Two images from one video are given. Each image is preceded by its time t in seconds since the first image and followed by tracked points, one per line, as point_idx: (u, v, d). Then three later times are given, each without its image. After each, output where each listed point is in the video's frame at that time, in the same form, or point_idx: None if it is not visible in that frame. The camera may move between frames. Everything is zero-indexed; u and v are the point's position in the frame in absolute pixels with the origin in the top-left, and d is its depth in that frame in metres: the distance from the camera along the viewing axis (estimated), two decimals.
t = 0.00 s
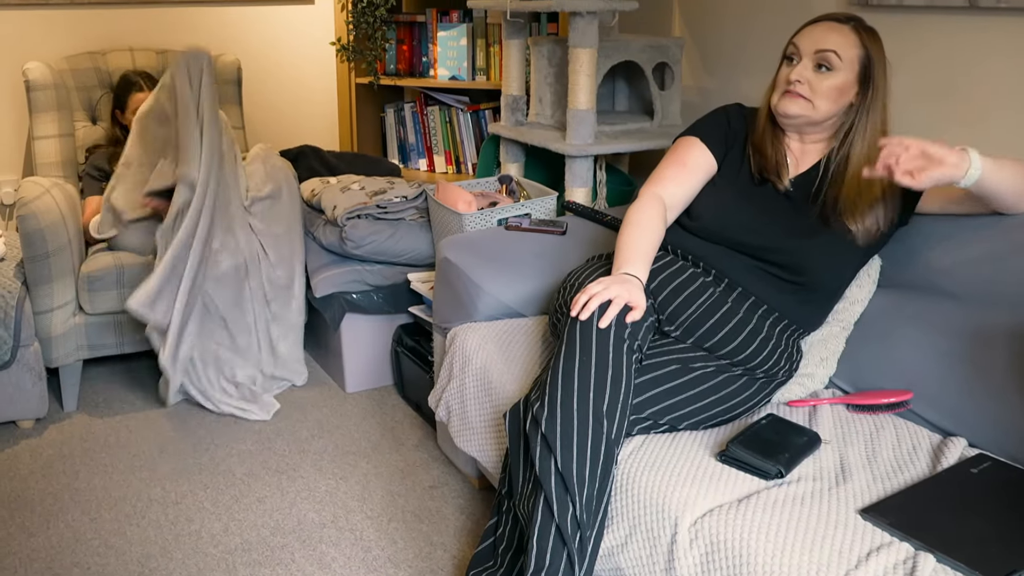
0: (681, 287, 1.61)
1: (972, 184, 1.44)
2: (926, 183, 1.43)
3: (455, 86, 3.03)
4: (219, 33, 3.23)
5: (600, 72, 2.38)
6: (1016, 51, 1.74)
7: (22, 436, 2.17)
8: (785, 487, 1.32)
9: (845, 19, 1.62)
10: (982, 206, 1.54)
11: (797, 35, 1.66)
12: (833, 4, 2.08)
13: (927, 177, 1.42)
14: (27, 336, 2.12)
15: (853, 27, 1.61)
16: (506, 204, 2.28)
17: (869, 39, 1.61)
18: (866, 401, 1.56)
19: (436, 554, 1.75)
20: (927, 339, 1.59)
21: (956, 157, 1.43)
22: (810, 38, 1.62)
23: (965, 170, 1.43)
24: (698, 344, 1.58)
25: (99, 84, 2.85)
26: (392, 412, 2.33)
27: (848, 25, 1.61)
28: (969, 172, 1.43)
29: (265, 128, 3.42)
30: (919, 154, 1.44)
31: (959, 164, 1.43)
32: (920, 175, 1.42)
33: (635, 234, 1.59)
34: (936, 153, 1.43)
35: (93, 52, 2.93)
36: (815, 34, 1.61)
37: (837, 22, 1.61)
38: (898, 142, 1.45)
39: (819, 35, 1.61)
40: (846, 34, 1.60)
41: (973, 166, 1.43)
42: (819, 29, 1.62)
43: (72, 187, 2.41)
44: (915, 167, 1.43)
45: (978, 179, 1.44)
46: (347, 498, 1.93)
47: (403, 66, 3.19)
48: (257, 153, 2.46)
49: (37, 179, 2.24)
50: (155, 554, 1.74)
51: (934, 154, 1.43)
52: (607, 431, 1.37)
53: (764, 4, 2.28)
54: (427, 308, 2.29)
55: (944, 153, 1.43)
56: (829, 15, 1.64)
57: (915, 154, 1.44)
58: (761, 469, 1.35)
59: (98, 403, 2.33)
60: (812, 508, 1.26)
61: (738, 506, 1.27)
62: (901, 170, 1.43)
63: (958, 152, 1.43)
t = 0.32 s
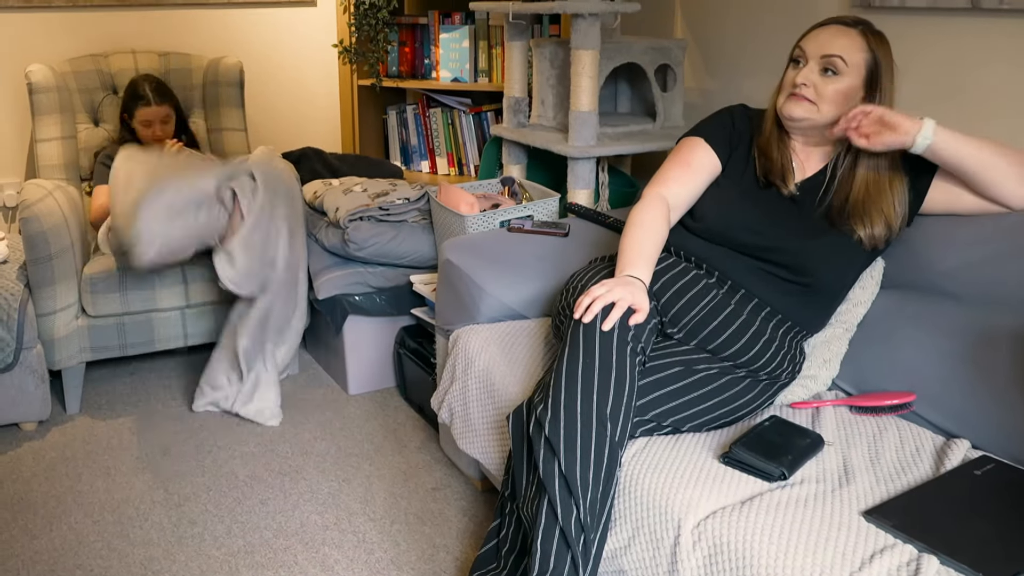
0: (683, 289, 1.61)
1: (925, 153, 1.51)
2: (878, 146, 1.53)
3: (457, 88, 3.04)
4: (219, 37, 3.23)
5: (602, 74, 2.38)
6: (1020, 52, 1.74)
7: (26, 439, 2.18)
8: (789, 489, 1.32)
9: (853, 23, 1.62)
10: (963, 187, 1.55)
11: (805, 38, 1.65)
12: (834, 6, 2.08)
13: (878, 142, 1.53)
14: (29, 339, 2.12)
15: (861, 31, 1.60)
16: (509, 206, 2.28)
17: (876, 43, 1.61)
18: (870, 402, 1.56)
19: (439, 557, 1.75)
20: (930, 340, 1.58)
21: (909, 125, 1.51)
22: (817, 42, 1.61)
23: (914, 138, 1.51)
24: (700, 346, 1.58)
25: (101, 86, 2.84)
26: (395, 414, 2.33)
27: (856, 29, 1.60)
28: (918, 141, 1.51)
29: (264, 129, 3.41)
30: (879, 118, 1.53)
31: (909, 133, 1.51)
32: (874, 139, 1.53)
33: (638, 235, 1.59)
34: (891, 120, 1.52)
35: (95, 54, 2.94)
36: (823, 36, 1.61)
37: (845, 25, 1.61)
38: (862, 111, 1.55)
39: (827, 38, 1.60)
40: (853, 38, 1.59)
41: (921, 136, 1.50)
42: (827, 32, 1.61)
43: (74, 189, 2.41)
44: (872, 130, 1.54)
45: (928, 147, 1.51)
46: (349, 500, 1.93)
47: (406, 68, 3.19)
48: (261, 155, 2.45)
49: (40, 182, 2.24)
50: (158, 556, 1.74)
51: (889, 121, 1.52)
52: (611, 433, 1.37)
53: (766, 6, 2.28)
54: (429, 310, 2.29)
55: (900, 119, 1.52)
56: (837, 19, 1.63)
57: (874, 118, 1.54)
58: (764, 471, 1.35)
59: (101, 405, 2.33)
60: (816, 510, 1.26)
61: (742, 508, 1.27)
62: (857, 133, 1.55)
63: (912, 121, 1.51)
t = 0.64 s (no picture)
0: (686, 290, 1.61)
1: (925, 149, 1.53)
2: (884, 142, 1.57)
3: (460, 88, 3.04)
4: (223, 37, 3.24)
5: (605, 74, 2.38)
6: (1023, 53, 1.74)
7: (29, 438, 2.18)
8: (791, 490, 1.32)
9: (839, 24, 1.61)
10: (967, 186, 1.55)
11: (796, 40, 1.65)
12: (838, 6, 2.08)
13: (883, 137, 1.57)
14: (33, 338, 2.14)
15: (848, 31, 1.59)
16: (512, 206, 2.28)
17: (865, 40, 1.59)
18: (873, 404, 1.56)
19: (440, 557, 1.75)
20: (933, 341, 1.58)
21: (913, 120, 1.54)
22: (804, 43, 1.61)
23: (916, 133, 1.53)
24: (703, 347, 1.58)
25: (104, 84, 2.81)
26: (397, 415, 2.33)
27: (843, 30, 1.59)
28: (919, 137, 1.53)
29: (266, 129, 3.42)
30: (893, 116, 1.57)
31: (911, 128, 1.53)
32: (880, 134, 1.58)
33: (640, 236, 1.59)
34: (899, 116, 1.55)
35: (97, 54, 2.92)
36: (810, 38, 1.61)
37: (833, 26, 1.60)
38: (876, 109, 1.60)
39: (814, 40, 1.60)
40: (841, 38, 1.58)
41: (921, 132, 1.52)
42: (814, 33, 1.61)
43: (78, 188, 2.41)
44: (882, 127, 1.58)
45: (929, 143, 1.53)
46: (351, 500, 1.93)
47: (409, 68, 3.19)
48: (262, 155, 2.47)
49: (42, 182, 2.24)
50: (159, 555, 1.74)
51: (897, 116, 1.56)
52: (613, 434, 1.36)
53: (770, 7, 2.27)
54: (432, 310, 2.29)
55: (908, 115, 1.55)
56: (826, 19, 1.63)
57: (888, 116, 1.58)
58: (767, 472, 1.35)
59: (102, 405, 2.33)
60: (818, 511, 1.26)
61: (745, 509, 1.26)
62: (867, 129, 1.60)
63: (916, 117, 1.54)
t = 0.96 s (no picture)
0: (688, 287, 1.61)
1: (930, 145, 1.51)
2: (885, 135, 1.55)
3: (461, 86, 3.05)
4: (224, 34, 3.23)
5: (606, 71, 2.37)
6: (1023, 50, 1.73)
7: (31, 435, 2.18)
8: (794, 487, 1.31)
9: (824, 20, 1.60)
10: (968, 184, 1.55)
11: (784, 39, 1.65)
12: (839, 3, 2.08)
13: (885, 130, 1.54)
14: (34, 336, 2.14)
15: (831, 27, 1.58)
16: (513, 203, 2.28)
17: (851, 35, 1.58)
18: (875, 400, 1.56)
19: (442, 554, 1.75)
20: (935, 338, 1.58)
21: (918, 115, 1.52)
22: (790, 42, 1.61)
23: (923, 128, 1.51)
24: (705, 344, 1.57)
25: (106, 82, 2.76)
26: (399, 412, 2.33)
27: (825, 27, 1.58)
28: (925, 133, 1.51)
29: (268, 127, 3.41)
30: (896, 110, 1.55)
31: (917, 123, 1.51)
32: (880, 126, 1.55)
33: (642, 233, 1.59)
34: (903, 110, 1.54)
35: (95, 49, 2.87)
36: (794, 38, 1.61)
37: (817, 24, 1.59)
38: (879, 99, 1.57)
39: (796, 39, 1.60)
40: (822, 34, 1.58)
41: (928, 127, 1.50)
42: (797, 32, 1.61)
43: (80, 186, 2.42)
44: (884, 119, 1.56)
45: (935, 139, 1.51)
46: (353, 497, 1.94)
47: (409, 65, 3.18)
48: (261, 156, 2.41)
49: (44, 179, 2.26)
50: (161, 553, 1.74)
51: (902, 110, 1.54)
52: (615, 431, 1.36)
53: (771, 4, 2.27)
54: (433, 308, 2.29)
55: (912, 110, 1.53)
56: (810, 19, 1.62)
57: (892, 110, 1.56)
58: (769, 469, 1.35)
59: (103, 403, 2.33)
60: (820, 508, 1.26)
61: (746, 506, 1.26)
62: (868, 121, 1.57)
63: (921, 112, 1.52)
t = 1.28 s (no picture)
0: (688, 286, 1.61)
1: (930, 147, 1.51)
2: (886, 137, 1.54)
3: (461, 84, 3.05)
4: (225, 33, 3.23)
5: (607, 71, 2.37)
6: None
7: (31, 434, 2.18)
8: (795, 487, 1.31)
9: (828, 20, 1.59)
10: (969, 184, 1.55)
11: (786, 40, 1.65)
12: (840, 2, 2.08)
13: (886, 132, 1.54)
14: (34, 334, 2.13)
15: (835, 27, 1.58)
16: (513, 202, 2.28)
17: (854, 35, 1.57)
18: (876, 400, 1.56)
19: (442, 553, 1.75)
20: (936, 338, 1.58)
21: (918, 117, 1.52)
22: (792, 42, 1.61)
23: (924, 130, 1.51)
24: (706, 343, 1.57)
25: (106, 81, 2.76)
26: (400, 411, 2.33)
27: (829, 27, 1.58)
28: (926, 134, 1.51)
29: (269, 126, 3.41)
30: (895, 112, 1.55)
31: (918, 125, 1.51)
32: (880, 129, 1.55)
33: (643, 233, 1.59)
34: (903, 112, 1.53)
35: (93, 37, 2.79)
36: (797, 37, 1.60)
37: (820, 24, 1.59)
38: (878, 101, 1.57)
39: (799, 38, 1.59)
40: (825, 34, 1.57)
41: (928, 129, 1.50)
42: (800, 31, 1.60)
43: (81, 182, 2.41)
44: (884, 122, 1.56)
45: (936, 140, 1.50)
46: (353, 496, 1.93)
47: (410, 64, 3.18)
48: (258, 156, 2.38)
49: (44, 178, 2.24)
50: (161, 552, 1.74)
51: (902, 112, 1.53)
52: (616, 430, 1.36)
53: (772, 3, 2.27)
54: (434, 306, 2.28)
55: (913, 112, 1.53)
56: (813, 18, 1.61)
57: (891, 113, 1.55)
58: (770, 469, 1.35)
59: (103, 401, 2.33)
60: (821, 508, 1.26)
61: (747, 506, 1.26)
62: (869, 123, 1.57)
63: (922, 113, 1.52)
